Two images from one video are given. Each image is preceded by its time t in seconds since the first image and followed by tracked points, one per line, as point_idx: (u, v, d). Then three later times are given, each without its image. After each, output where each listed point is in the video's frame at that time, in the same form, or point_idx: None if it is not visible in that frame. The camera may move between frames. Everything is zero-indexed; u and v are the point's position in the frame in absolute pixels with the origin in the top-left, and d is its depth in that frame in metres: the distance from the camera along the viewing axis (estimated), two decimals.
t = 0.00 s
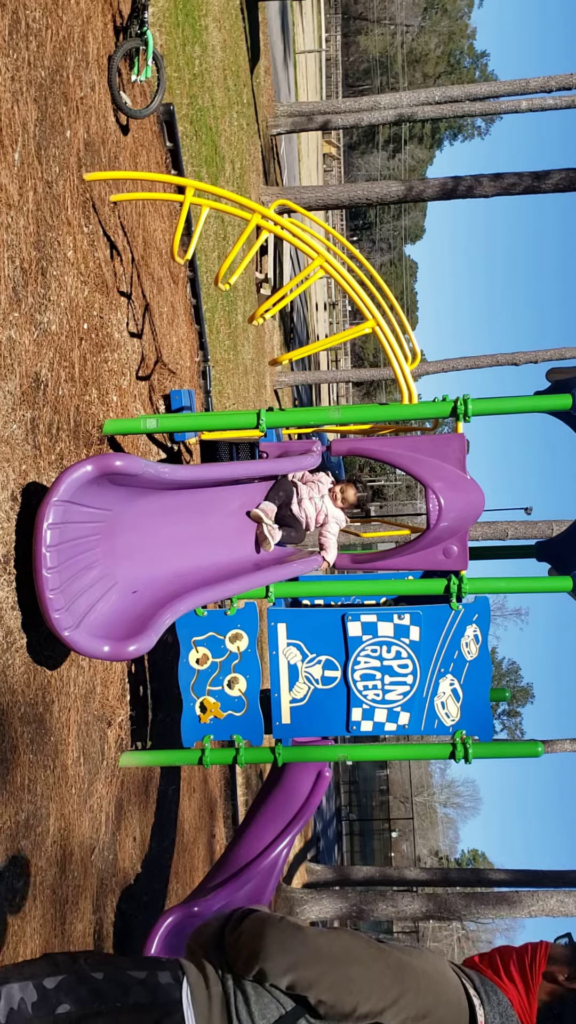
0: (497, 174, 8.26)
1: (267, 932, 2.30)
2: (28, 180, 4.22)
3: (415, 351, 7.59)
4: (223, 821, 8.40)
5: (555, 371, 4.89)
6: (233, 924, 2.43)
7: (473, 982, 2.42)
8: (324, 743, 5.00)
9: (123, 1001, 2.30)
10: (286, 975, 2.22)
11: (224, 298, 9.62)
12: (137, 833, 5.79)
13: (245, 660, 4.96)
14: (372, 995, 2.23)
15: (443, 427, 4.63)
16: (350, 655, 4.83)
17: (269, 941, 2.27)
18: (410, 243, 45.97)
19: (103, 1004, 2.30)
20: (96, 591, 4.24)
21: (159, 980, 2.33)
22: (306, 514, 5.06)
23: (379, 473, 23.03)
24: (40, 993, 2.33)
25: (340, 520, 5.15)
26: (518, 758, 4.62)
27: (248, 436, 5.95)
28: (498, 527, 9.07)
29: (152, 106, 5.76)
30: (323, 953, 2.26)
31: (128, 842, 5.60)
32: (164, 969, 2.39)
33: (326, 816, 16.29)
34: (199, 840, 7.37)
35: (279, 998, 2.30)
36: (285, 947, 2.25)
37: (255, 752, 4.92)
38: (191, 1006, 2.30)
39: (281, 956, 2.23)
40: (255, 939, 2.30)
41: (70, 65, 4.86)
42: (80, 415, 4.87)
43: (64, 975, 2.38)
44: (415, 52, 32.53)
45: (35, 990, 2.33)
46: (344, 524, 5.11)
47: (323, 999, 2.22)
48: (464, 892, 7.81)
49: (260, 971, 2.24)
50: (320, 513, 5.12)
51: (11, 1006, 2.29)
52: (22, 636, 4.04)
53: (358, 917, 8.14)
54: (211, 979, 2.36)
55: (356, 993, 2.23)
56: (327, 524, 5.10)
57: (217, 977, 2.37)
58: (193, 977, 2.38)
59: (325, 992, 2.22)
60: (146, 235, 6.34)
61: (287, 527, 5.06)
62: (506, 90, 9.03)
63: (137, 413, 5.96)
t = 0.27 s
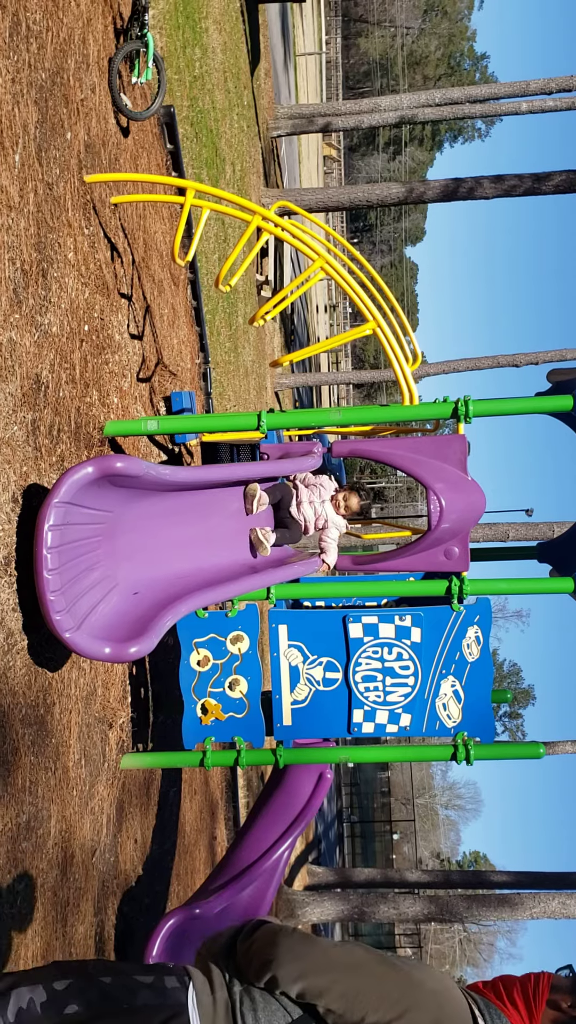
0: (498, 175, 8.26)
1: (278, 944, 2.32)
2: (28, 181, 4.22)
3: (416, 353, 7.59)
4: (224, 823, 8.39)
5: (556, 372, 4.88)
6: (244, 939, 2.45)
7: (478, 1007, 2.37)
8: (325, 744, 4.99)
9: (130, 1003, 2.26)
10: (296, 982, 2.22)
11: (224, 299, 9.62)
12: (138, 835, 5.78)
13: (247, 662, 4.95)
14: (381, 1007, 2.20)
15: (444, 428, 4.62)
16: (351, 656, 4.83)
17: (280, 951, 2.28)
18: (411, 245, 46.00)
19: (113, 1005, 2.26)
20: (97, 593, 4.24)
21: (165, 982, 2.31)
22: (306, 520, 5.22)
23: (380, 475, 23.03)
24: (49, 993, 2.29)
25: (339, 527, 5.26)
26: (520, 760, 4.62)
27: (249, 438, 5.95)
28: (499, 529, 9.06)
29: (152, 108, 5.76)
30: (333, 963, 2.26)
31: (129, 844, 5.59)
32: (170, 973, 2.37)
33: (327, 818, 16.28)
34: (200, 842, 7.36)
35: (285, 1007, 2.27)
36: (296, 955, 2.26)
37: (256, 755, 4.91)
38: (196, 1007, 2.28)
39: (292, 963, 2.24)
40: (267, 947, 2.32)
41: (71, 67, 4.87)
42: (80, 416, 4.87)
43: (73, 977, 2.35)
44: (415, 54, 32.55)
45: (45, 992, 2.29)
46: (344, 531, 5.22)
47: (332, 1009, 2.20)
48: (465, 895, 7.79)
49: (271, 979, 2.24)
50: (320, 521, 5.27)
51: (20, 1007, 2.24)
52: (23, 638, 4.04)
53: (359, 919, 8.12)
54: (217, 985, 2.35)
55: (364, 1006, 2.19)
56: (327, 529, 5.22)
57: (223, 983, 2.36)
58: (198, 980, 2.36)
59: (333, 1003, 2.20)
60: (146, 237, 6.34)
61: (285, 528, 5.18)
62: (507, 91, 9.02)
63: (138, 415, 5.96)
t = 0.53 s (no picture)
0: (499, 175, 8.26)
1: (284, 940, 2.30)
2: (29, 181, 4.22)
3: (417, 353, 7.58)
4: (226, 823, 8.39)
5: (558, 371, 4.87)
6: (250, 940, 2.42)
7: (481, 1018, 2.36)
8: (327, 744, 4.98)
9: (133, 1002, 2.26)
10: (301, 984, 2.21)
11: (225, 300, 9.62)
12: (140, 835, 5.78)
13: (248, 662, 4.95)
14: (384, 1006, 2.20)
15: (445, 428, 4.61)
16: (352, 656, 4.82)
17: (285, 950, 2.26)
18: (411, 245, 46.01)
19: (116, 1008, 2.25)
20: (98, 594, 4.24)
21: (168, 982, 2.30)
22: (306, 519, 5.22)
23: (381, 475, 23.02)
24: (54, 993, 2.29)
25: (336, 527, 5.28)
26: (522, 760, 4.61)
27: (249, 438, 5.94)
28: (501, 529, 9.05)
29: (153, 108, 5.76)
30: (338, 964, 2.25)
31: (130, 845, 5.58)
32: (174, 974, 2.36)
33: (328, 818, 16.27)
34: (201, 843, 7.35)
35: (289, 1007, 2.28)
36: (302, 955, 2.24)
37: (257, 755, 4.91)
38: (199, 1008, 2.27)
39: (298, 963, 2.23)
40: (273, 945, 2.30)
41: (72, 67, 4.87)
42: (82, 416, 4.87)
43: (77, 977, 2.34)
44: (416, 55, 32.56)
45: (49, 992, 2.29)
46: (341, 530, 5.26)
47: (337, 1009, 2.20)
48: (467, 895, 7.79)
49: (277, 980, 2.22)
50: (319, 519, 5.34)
51: (25, 1006, 2.25)
52: (24, 638, 4.04)
53: (360, 919, 8.12)
54: (220, 987, 2.34)
55: (369, 1005, 2.21)
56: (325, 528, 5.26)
57: (226, 984, 2.35)
58: (200, 981, 2.35)
59: (338, 1004, 2.20)
60: (147, 237, 6.34)
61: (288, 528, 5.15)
62: (508, 91, 9.01)
63: (139, 415, 5.95)
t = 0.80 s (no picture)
0: (499, 175, 8.25)
1: (285, 937, 2.30)
2: (30, 182, 4.22)
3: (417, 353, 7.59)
4: (227, 824, 8.38)
5: (558, 371, 4.87)
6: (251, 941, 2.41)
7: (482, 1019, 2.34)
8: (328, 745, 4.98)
9: (135, 998, 2.25)
10: (303, 980, 2.21)
11: (225, 300, 9.62)
12: (141, 836, 5.78)
13: (249, 663, 4.95)
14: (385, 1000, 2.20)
15: (445, 429, 4.61)
16: (353, 657, 4.82)
17: (286, 947, 2.27)
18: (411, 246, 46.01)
19: (119, 1006, 2.22)
20: (99, 595, 4.23)
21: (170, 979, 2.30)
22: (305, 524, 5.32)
23: (382, 475, 23.02)
24: (56, 989, 2.25)
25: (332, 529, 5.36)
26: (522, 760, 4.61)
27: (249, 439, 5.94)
28: (501, 529, 9.05)
29: (153, 109, 5.76)
30: (338, 960, 2.26)
31: (131, 846, 5.58)
32: (175, 971, 2.35)
33: (329, 819, 16.26)
34: (202, 843, 7.35)
35: (290, 1003, 2.28)
36: (304, 951, 2.25)
37: (259, 756, 4.90)
38: (201, 1004, 2.27)
39: (300, 959, 2.23)
40: (275, 944, 2.29)
41: (72, 68, 4.87)
42: (82, 417, 4.87)
43: (80, 974, 2.31)
44: (416, 55, 32.55)
45: (52, 987, 2.26)
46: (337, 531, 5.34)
47: (337, 1004, 2.21)
48: (468, 895, 7.78)
49: (278, 975, 2.23)
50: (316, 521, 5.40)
51: (28, 999, 2.23)
52: (25, 639, 4.03)
53: (361, 920, 8.11)
54: (222, 984, 2.34)
55: (370, 998, 2.21)
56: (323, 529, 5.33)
57: (228, 981, 2.35)
58: (202, 978, 2.34)
59: (339, 1000, 2.21)
60: (147, 238, 6.34)
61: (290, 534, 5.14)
62: (507, 90, 9.00)
63: (139, 416, 5.95)
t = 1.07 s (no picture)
0: (499, 175, 8.25)
1: (284, 933, 2.31)
2: (30, 183, 4.22)
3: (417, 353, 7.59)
4: (227, 824, 8.38)
5: (558, 371, 4.87)
6: (251, 936, 2.41)
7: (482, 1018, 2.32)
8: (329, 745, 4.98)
9: (136, 991, 2.25)
10: (301, 972, 2.21)
11: (225, 301, 9.62)
12: (141, 837, 5.77)
13: (249, 664, 4.94)
14: (383, 994, 2.21)
15: (446, 429, 4.61)
16: (354, 657, 4.82)
17: (286, 940, 2.28)
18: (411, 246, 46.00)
19: (120, 1001, 2.22)
20: (100, 596, 4.23)
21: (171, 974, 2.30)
22: (303, 526, 5.13)
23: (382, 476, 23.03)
24: (57, 985, 2.25)
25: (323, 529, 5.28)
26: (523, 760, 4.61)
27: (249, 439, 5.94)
28: (502, 529, 9.04)
29: (153, 109, 5.76)
30: (337, 953, 2.25)
31: (132, 847, 5.58)
32: (176, 965, 2.34)
33: (330, 820, 16.26)
34: (203, 844, 7.34)
35: (290, 996, 2.28)
36: (303, 944, 2.25)
37: (259, 756, 4.91)
38: (202, 997, 2.27)
39: (299, 951, 2.24)
40: (274, 939, 2.30)
41: (71, 69, 4.87)
42: (82, 418, 4.87)
43: (81, 969, 2.31)
44: (415, 55, 32.55)
45: (52, 983, 2.26)
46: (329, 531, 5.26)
47: (336, 998, 2.21)
48: (468, 895, 7.78)
49: (277, 968, 2.23)
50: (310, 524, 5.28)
51: (29, 995, 2.23)
52: (25, 639, 4.03)
53: (362, 920, 8.11)
54: (222, 977, 2.34)
55: (369, 991, 2.21)
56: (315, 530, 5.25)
57: (228, 974, 2.35)
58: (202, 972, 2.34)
59: (337, 993, 2.21)
60: (147, 238, 6.34)
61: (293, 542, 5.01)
62: (507, 91, 9.00)
63: (139, 416, 5.95)
